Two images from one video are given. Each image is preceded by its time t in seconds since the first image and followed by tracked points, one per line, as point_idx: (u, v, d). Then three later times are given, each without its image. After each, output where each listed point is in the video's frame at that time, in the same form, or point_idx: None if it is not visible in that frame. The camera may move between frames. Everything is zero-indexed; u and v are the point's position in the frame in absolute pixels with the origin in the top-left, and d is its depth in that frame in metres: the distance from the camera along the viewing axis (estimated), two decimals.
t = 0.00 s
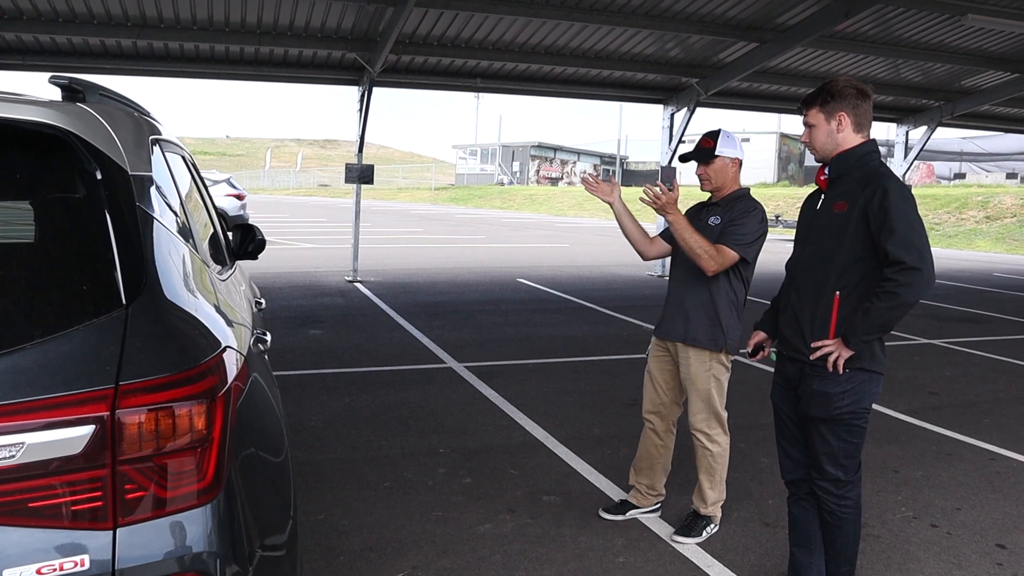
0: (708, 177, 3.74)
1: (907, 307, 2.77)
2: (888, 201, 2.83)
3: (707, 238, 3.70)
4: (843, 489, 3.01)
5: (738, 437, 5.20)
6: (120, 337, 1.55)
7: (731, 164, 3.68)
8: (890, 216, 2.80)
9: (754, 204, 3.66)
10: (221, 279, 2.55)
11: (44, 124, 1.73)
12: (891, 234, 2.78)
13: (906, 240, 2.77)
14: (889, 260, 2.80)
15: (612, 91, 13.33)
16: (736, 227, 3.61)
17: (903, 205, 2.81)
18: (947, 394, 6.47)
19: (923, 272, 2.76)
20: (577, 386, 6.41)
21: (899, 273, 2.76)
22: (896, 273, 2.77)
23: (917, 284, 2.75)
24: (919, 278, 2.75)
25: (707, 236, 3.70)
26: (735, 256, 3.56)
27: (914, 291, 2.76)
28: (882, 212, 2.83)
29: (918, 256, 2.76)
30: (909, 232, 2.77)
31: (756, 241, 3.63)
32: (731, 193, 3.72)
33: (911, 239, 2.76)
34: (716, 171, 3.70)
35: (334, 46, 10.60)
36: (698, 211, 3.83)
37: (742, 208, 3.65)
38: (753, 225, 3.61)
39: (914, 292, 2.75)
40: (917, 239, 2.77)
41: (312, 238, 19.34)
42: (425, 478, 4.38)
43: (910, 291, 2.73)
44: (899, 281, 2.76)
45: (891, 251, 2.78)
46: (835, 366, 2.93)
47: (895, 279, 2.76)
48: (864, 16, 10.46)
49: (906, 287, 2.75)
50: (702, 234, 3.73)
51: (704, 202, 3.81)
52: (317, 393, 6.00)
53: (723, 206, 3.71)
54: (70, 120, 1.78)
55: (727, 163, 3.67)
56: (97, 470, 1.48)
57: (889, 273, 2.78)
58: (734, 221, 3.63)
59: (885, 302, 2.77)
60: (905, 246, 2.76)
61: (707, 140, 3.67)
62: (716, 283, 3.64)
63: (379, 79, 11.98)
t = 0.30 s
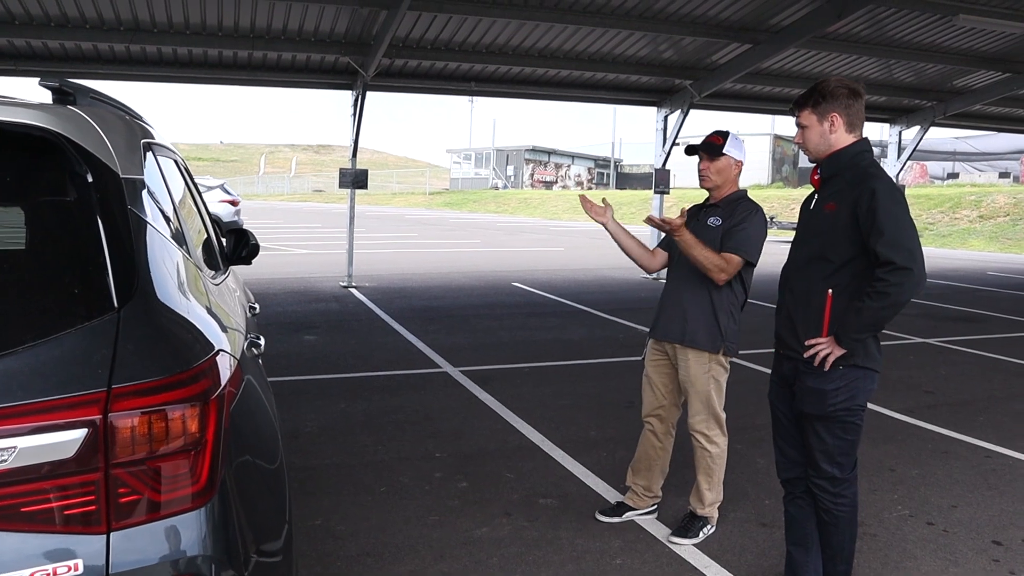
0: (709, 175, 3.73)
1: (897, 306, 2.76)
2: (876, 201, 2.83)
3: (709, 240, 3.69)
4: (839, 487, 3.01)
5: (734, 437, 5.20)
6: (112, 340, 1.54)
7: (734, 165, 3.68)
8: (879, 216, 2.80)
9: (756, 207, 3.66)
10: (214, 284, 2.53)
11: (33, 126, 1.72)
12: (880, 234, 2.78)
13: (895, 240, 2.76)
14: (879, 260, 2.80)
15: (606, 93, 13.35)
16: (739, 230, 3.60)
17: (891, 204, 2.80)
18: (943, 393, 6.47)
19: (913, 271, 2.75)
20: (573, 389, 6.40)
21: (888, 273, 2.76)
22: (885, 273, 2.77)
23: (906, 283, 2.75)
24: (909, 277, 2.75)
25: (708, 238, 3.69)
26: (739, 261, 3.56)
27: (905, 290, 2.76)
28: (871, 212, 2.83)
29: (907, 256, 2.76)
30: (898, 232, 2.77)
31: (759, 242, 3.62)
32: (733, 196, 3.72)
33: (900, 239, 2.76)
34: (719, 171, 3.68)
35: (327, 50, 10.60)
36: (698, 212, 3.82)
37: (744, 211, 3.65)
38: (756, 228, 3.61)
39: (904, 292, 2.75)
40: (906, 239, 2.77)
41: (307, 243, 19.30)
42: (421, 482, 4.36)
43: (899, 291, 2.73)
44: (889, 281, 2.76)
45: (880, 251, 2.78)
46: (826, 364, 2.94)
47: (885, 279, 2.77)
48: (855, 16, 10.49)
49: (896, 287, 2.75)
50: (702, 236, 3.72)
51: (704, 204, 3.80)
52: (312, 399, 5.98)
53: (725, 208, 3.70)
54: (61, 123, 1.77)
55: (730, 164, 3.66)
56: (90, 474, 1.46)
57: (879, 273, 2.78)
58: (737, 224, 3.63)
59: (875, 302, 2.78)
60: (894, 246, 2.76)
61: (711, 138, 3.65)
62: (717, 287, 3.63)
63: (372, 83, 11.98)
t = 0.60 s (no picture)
0: (704, 175, 3.73)
1: (886, 307, 2.77)
2: (865, 203, 2.84)
3: (702, 241, 3.70)
4: (834, 486, 3.01)
5: (730, 438, 5.20)
6: (104, 345, 1.54)
7: (729, 166, 3.68)
8: (867, 217, 2.81)
9: (749, 207, 3.67)
10: (208, 288, 2.52)
11: (23, 132, 1.72)
12: (869, 235, 2.79)
13: (883, 242, 2.77)
14: (868, 261, 2.81)
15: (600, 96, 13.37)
16: (732, 230, 3.61)
17: (880, 206, 2.81)
18: (938, 392, 6.48)
19: (901, 273, 2.76)
20: (569, 391, 6.40)
21: (877, 274, 2.77)
22: (874, 273, 2.78)
23: (894, 284, 2.76)
24: (897, 278, 2.76)
25: (701, 239, 3.70)
26: (732, 262, 3.57)
27: (893, 291, 2.77)
28: (861, 213, 2.84)
29: (895, 257, 2.77)
30: (886, 234, 2.78)
31: (752, 243, 3.62)
32: (727, 197, 3.72)
33: (888, 240, 2.77)
34: (713, 170, 3.69)
35: (320, 54, 10.60)
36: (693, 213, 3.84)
37: (737, 211, 3.66)
38: (749, 228, 3.62)
39: (892, 293, 2.76)
40: (894, 240, 2.77)
41: (302, 248, 19.28)
42: (418, 486, 4.36)
43: (886, 292, 2.75)
44: (877, 282, 2.77)
45: (868, 252, 2.79)
46: (817, 362, 2.95)
47: (873, 279, 2.78)
48: (847, 17, 10.52)
49: (884, 288, 2.76)
50: (695, 237, 3.74)
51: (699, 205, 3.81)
52: (308, 403, 5.97)
53: (718, 209, 3.71)
54: (50, 128, 1.77)
55: (725, 164, 3.67)
56: (82, 478, 1.46)
57: (868, 274, 2.80)
58: (729, 224, 3.64)
59: (864, 302, 2.79)
60: (882, 247, 2.77)
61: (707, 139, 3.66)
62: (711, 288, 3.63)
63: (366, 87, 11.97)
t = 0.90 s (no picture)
0: (700, 176, 3.73)
1: (889, 310, 2.78)
2: (869, 207, 2.83)
3: (699, 243, 3.70)
4: (832, 486, 3.01)
5: (728, 439, 5.20)
6: (99, 347, 1.54)
7: (725, 167, 3.69)
8: (871, 221, 2.81)
9: (745, 209, 3.67)
10: (205, 291, 2.52)
11: (19, 134, 1.71)
12: (873, 238, 2.79)
13: (888, 246, 2.77)
14: (872, 265, 2.82)
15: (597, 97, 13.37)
16: (728, 232, 3.61)
17: (885, 209, 2.81)
18: (935, 393, 6.49)
19: (905, 277, 2.77)
20: (566, 392, 6.40)
21: (880, 277, 2.77)
22: (879, 277, 2.78)
23: (899, 288, 2.76)
24: (902, 283, 2.77)
25: (697, 241, 3.70)
26: (729, 265, 3.58)
27: (896, 295, 2.77)
28: (864, 217, 2.84)
29: (900, 261, 2.77)
30: (890, 237, 2.78)
31: (747, 245, 3.63)
32: (723, 198, 3.73)
33: (892, 245, 2.77)
34: (709, 172, 3.69)
35: (318, 56, 10.59)
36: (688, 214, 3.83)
37: (734, 213, 3.66)
38: (745, 230, 3.62)
39: (896, 297, 2.76)
40: (899, 244, 2.78)
41: (299, 250, 19.27)
42: (416, 487, 4.36)
43: (889, 295, 2.75)
44: (881, 285, 2.77)
45: (872, 255, 2.79)
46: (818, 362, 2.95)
47: (877, 283, 2.78)
48: (845, 18, 10.53)
49: (888, 292, 2.77)
50: (691, 238, 3.74)
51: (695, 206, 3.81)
52: (306, 405, 5.95)
53: (714, 210, 3.71)
54: (46, 130, 1.76)
55: (721, 165, 3.67)
56: (77, 481, 1.46)
57: (872, 277, 2.80)
58: (725, 225, 3.64)
59: (867, 305, 2.79)
60: (886, 251, 2.77)
61: (702, 140, 3.67)
62: (706, 290, 3.63)
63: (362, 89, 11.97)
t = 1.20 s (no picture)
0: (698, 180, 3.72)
1: (889, 312, 2.78)
2: (870, 209, 2.84)
3: (698, 245, 3.69)
4: (831, 487, 3.01)
5: (727, 441, 5.20)
6: (97, 346, 1.54)
7: (723, 169, 3.69)
8: (873, 224, 2.81)
9: (744, 211, 3.67)
10: (204, 290, 2.51)
11: (17, 132, 1.71)
12: (874, 240, 2.79)
13: (889, 248, 2.77)
14: (872, 267, 2.82)
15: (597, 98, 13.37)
16: (728, 234, 3.61)
17: (886, 212, 2.81)
18: (934, 395, 6.49)
19: (906, 278, 2.77)
20: (566, 393, 6.40)
21: (881, 279, 2.78)
22: (879, 278, 2.78)
23: (900, 290, 2.76)
24: (902, 285, 2.77)
25: (696, 244, 3.70)
26: (730, 269, 3.59)
27: (896, 297, 2.77)
28: (864, 220, 2.84)
29: (900, 263, 2.77)
30: (891, 240, 2.78)
31: (747, 248, 3.63)
32: (720, 200, 3.73)
33: (894, 247, 2.77)
34: (707, 175, 3.68)
35: (318, 56, 10.59)
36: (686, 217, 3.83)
37: (733, 215, 3.66)
38: (745, 232, 3.63)
39: (896, 298, 2.77)
40: (900, 247, 2.78)
41: (299, 250, 19.26)
42: (414, 487, 4.35)
43: (890, 297, 2.75)
44: (880, 287, 2.78)
45: (873, 258, 2.79)
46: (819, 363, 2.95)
47: (878, 284, 2.78)
48: (845, 20, 10.54)
49: (888, 293, 2.77)
50: (690, 241, 3.73)
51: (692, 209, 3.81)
52: (305, 405, 5.95)
53: (712, 212, 3.71)
54: (44, 128, 1.76)
55: (718, 168, 3.67)
56: (75, 480, 1.46)
57: (873, 278, 2.80)
58: (724, 228, 3.64)
59: (868, 307, 2.79)
60: (887, 253, 2.78)
61: (699, 143, 3.65)
62: (706, 293, 3.63)
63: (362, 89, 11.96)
